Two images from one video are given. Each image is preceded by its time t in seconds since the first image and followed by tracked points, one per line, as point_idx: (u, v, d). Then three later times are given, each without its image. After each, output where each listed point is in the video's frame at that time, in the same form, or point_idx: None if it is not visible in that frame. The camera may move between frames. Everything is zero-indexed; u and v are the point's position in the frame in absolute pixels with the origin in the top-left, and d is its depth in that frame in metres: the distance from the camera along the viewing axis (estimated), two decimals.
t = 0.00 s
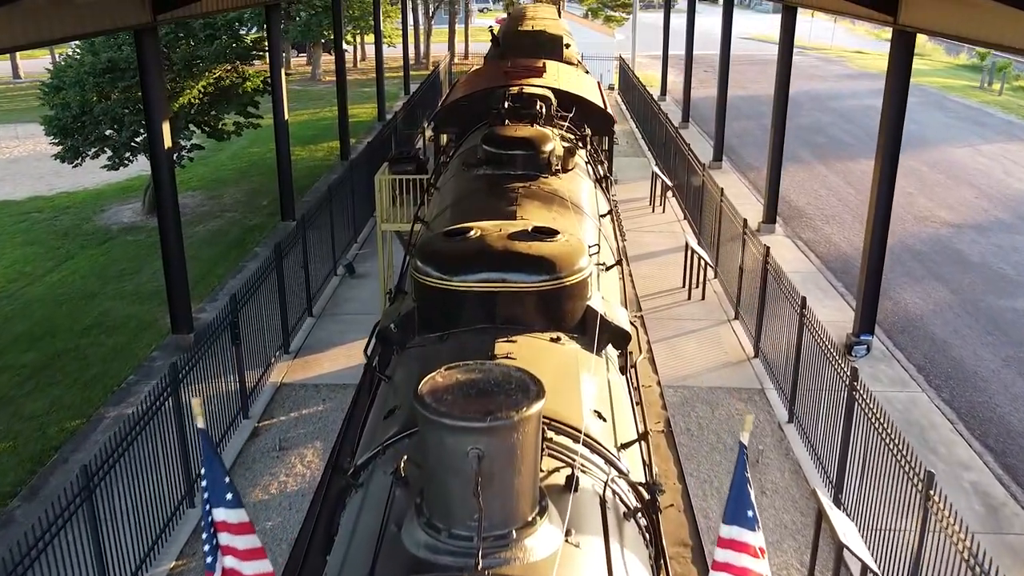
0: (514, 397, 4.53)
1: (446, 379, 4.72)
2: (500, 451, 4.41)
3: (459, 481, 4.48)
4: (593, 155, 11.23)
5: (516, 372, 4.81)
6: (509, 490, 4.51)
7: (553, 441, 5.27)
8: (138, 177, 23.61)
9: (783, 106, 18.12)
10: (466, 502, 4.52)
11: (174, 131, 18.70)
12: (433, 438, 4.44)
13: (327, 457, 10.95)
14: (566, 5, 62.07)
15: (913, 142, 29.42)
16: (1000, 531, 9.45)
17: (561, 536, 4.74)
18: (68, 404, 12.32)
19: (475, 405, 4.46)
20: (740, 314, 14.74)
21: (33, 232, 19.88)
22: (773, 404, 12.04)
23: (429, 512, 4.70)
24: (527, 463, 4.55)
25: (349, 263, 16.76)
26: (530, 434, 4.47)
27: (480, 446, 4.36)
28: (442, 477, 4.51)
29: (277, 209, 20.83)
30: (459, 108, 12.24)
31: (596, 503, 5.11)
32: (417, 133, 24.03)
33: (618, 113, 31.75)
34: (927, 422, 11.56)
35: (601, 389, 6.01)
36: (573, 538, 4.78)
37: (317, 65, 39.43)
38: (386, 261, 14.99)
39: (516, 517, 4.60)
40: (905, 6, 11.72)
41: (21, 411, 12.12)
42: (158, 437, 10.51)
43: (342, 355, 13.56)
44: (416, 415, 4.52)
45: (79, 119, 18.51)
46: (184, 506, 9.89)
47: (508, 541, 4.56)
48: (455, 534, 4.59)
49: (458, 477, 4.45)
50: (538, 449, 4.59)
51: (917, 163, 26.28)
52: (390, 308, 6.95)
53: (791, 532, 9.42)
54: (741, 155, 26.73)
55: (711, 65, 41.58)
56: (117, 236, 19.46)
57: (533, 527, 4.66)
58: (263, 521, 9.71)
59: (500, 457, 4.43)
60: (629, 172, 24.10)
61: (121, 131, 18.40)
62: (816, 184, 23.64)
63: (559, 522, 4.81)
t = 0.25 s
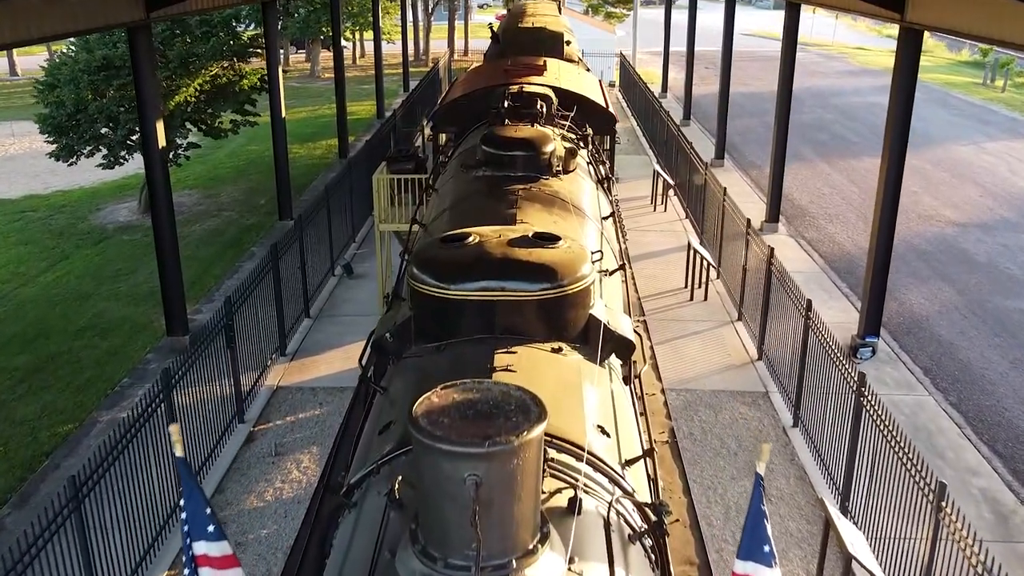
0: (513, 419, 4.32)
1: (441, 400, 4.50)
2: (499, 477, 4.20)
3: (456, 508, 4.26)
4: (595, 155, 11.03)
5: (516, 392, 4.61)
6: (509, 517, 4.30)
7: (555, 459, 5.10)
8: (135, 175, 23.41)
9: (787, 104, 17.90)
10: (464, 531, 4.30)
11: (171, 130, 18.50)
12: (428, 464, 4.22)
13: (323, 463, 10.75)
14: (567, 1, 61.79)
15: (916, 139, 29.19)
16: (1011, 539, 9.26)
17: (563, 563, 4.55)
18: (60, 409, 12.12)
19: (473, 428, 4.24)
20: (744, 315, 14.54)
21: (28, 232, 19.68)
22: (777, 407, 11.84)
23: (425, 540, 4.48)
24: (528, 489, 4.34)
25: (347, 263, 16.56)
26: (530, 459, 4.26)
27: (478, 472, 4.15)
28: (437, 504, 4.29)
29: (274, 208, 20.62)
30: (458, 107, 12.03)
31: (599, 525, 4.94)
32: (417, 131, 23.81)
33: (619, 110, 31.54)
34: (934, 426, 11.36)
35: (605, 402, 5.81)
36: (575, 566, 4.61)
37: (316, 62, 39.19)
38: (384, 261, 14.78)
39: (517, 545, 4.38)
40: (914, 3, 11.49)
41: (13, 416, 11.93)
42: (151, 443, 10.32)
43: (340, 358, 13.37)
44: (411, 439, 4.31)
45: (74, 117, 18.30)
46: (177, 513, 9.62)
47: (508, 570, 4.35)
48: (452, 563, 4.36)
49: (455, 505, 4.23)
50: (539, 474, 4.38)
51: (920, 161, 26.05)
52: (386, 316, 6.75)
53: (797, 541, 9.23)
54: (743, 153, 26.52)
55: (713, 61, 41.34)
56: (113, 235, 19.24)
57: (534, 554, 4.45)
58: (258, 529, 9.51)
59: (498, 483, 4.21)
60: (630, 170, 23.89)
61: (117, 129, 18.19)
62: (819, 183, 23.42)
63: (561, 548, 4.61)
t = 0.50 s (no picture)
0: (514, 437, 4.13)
1: (438, 415, 4.32)
2: (499, 498, 4.01)
3: (454, 531, 4.06)
4: (597, 150, 10.84)
5: (516, 406, 4.43)
6: (509, 540, 4.11)
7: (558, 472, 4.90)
8: (132, 168, 23.19)
9: (790, 97, 17.68)
10: (462, 555, 4.10)
11: (167, 123, 18.29)
12: (425, 485, 4.04)
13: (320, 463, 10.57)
14: None
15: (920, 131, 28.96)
16: (1020, 542, 9.09)
17: None
18: (54, 407, 11.94)
19: (472, 447, 4.06)
20: (747, 311, 14.36)
21: (23, 226, 19.49)
22: (781, 405, 11.67)
23: (421, 562, 4.28)
24: (529, 510, 4.16)
25: (345, 258, 16.37)
26: (532, 479, 4.08)
27: (477, 494, 3.95)
28: (434, 527, 4.09)
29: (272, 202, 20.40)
30: (458, 100, 11.82)
31: (604, 543, 4.71)
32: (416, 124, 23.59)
33: (620, 102, 31.30)
34: (941, 424, 11.20)
35: (608, 411, 5.62)
36: None
37: (314, 53, 38.92)
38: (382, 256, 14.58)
39: (517, 569, 4.19)
40: None
41: (7, 414, 11.75)
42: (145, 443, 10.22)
43: (338, 354, 13.19)
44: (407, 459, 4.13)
45: (69, 110, 18.08)
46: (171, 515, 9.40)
47: None
48: None
49: (453, 527, 4.04)
50: (540, 494, 4.20)
51: (924, 154, 25.84)
52: (384, 318, 6.57)
53: (802, 544, 9.06)
54: (745, 145, 26.30)
55: (714, 53, 41.07)
56: (109, 229, 19.04)
57: None
58: (253, 531, 9.33)
59: (498, 504, 4.03)
60: (631, 163, 23.68)
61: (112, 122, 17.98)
62: (821, 176, 23.21)
63: (564, 569, 4.40)
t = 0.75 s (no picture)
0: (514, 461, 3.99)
1: (434, 436, 4.18)
2: (499, 527, 3.86)
3: (451, 561, 3.90)
4: (600, 144, 10.61)
5: (517, 425, 4.30)
6: (509, 570, 3.96)
7: (562, 489, 4.71)
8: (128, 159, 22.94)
9: (795, 87, 17.43)
10: None
11: (163, 114, 18.04)
12: (420, 512, 3.89)
13: (317, 462, 10.39)
14: None
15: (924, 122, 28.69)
16: None
17: None
18: (47, 404, 11.74)
19: (471, 471, 3.93)
20: (750, 306, 14.16)
21: (18, 218, 19.25)
22: (786, 403, 11.48)
23: None
24: (531, 537, 4.02)
25: (343, 251, 16.15)
26: (533, 505, 3.95)
27: (475, 523, 3.80)
28: (430, 556, 3.93)
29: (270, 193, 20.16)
30: (457, 92, 11.58)
31: (610, 565, 4.47)
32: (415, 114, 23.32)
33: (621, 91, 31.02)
34: (948, 422, 11.02)
35: (614, 422, 5.41)
36: None
37: (313, 42, 38.58)
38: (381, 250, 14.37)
39: None
40: None
41: None
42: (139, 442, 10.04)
43: (336, 350, 12.99)
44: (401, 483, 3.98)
45: (63, 101, 17.82)
46: (166, 516, 9.21)
47: None
48: None
49: (450, 558, 3.87)
50: (542, 521, 4.06)
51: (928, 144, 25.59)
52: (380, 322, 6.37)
53: (809, 547, 8.89)
54: (747, 135, 26.04)
55: (716, 42, 40.72)
56: (104, 221, 18.81)
57: None
58: (249, 533, 9.16)
59: (498, 533, 3.88)
60: (632, 153, 23.43)
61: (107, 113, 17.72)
62: (825, 167, 22.96)
63: None
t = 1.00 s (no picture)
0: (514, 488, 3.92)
1: (429, 459, 4.10)
2: (498, 556, 3.79)
3: None
4: (601, 137, 10.40)
5: (518, 444, 4.23)
6: None
7: (564, 507, 4.43)
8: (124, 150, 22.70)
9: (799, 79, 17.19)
10: None
11: (158, 105, 17.81)
12: (413, 539, 3.81)
13: (314, 461, 10.21)
14: None
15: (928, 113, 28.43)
16: None
17: None
18: (40, 402, 11.55)
19: (470, 497, 3.86)
20: (754, 301, 13.97)
21: (12, 210, 19.04)
22: (790, 400, 11.30)
23: None
24: (532, 567, 3.94)
25: (341, 245, 15.95)
26: (535, 533, 3.88)
27: (474, 552, 3.74)
28: None
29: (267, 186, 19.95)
30: (456, 84, 11.36)
31: None
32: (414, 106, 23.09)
33: (622, 82, 30.75)
34: (955, 421, 10.85)
35: (619, 433, 5.19)
36: None
37: (311, 32, 38.27)
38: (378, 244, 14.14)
39: None
40: None
41: None
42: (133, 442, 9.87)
43: (333, 346, 12.80)
44: (395, 507, 3.91)
45: (57, 92, 17.59)
46: (159, 517, 9.04)
47: None
48: None
49: None
50: (544, 550, 3.99)
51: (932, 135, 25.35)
52: (376, 325, 6.20)
53: (814, 549, 8.72)
54: (750, 126, 25.80)
55: (718, 31, 40.40)
56: (100, 214, 18.60)
57: None
58: (244, 534, 9.00)
59: (499, 564, 3.81)
60: (633, 145, 23.20)
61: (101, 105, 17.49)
62: (828, 159, 22.74)
63: None
